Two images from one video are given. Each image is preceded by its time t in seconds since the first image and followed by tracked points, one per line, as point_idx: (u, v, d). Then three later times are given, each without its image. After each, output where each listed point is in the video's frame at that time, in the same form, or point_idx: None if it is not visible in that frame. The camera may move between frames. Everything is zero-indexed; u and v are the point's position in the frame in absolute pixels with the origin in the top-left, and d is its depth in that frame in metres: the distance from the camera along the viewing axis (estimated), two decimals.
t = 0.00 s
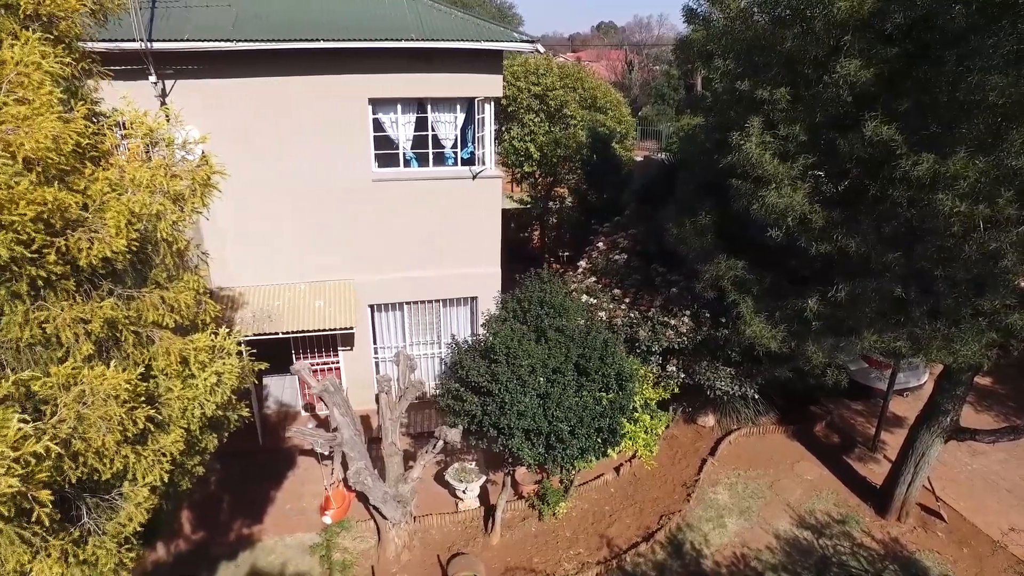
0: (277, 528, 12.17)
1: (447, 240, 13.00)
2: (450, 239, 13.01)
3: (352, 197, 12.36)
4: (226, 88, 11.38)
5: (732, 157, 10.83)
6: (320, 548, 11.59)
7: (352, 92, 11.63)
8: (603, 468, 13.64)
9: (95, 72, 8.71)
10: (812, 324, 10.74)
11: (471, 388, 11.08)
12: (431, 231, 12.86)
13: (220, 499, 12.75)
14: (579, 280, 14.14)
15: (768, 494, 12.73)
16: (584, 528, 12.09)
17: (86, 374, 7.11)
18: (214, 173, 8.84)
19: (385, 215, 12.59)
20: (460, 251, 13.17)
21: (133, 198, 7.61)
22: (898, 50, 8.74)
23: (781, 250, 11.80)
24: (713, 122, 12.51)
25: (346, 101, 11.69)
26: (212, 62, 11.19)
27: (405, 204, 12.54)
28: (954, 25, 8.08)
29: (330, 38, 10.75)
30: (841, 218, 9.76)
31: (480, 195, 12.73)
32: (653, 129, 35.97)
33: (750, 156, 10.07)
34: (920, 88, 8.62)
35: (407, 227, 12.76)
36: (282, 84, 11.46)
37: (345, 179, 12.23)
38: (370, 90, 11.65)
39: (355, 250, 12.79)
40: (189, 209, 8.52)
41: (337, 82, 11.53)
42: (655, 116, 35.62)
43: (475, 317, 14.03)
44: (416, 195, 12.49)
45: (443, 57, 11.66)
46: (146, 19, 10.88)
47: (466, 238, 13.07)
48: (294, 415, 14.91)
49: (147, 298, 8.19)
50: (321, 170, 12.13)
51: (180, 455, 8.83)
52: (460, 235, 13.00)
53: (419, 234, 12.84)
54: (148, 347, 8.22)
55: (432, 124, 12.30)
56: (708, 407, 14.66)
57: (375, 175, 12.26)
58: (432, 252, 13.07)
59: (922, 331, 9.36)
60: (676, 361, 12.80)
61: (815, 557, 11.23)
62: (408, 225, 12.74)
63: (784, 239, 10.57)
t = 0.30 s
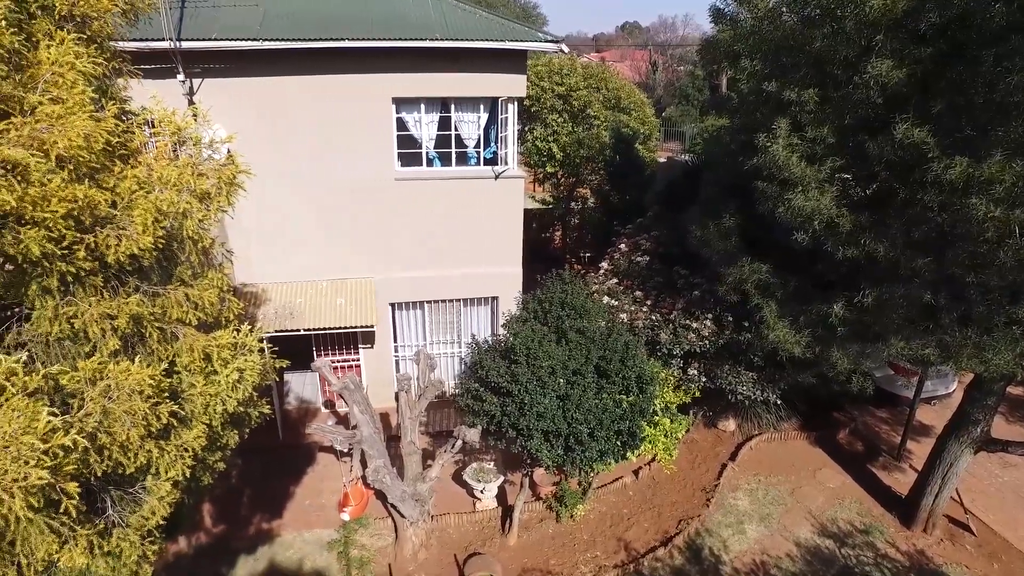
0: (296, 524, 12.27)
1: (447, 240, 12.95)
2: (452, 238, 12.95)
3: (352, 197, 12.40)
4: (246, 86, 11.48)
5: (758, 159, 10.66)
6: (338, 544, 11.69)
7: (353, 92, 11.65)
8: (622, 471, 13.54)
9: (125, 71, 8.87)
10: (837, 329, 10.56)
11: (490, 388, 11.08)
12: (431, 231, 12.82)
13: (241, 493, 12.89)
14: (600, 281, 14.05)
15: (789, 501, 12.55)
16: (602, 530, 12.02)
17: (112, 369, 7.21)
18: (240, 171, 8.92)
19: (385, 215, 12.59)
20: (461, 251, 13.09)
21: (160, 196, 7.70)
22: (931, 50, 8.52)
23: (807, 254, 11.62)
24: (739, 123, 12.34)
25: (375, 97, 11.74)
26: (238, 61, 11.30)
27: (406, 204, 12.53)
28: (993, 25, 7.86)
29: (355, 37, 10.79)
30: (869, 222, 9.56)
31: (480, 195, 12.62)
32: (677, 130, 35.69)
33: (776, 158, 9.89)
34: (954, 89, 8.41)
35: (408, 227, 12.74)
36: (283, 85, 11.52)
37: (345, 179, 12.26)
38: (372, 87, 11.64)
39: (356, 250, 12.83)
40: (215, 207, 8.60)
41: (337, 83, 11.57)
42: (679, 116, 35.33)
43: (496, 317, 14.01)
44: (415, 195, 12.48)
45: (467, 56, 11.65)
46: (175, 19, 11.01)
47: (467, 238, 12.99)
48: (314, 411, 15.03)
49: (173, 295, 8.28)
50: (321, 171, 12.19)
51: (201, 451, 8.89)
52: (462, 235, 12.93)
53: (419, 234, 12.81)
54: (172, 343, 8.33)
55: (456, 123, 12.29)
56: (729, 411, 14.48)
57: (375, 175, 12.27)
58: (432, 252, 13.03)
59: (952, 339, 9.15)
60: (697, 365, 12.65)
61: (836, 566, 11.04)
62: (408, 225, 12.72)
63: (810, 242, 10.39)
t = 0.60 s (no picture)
0: (315, 519, 12.40)
1: (451, 239, 12.91)
2: (456, 237, 12.91)
3: (355, 196, 12.46)
4: (268, 85, 11.60)
5: (784, 161, 10.49)
6: (356, 540, 11.76)
7: (359, 92, 11.70)
8: (641, 475, 13.44)
9: (155, 71, 9.00)
10: (862, 335, 10.36)
11: (510, 389, 11.06)
12: (435, 230, 12.80)
13: (261, 488, 13.04)
14: (622, 283, 13.95)
15: (811, 508, 12.35)
16: (620, 534, 11.94)
17: (138, 364, 7.32)
18: (265, 169, 8.99)
19: (387, 214, 12.62)
20: (468, 250, 13.05)
21: (186, 194, 7.79)
22: (967, 50, 8.29)
23: (833, 259, 11.42)
24: (765, 126, 12.17)
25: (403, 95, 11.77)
26: (264, 59, 11.41)
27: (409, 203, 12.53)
28: None
29: (380, 37, 10.83)
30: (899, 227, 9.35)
31: (483, 194, 12.54)
32: (702, 131, 35.38)
33: (804, 161, 9.70)
34: (991, 91, 8.17)
35: (411, 226, 12.74)
36: (292, 84, 11.62)
37: (350, 178, 12.34)
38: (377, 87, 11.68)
39: (361, 248, 12.87)
40: (240, 205, 8.68)
41: (340, 84, 11.65)
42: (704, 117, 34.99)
43: (517, 317, 13.98)
44: (418, 195, 12.47)
45: (492, 56, 11.63)
46: (204, 18, 11.17)
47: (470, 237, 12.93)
48: (334, 408, 15.14)
49: (197, 292, 8.36)
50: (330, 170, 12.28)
51: (223, 447, 8.90)
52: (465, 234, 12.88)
53: (422, 233, 12.80)
54: (196, 340, 8.43)
55: (479, 123, 12.28)
56: (750, 416, 14.29)
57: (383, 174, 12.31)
58: (436, 251, 13.00)
59: (983, 348, 8.92)
60: (719, 369, 12.49)
61: None
62: (411, 224, 12.72)
63: (836, 246, 10.19)
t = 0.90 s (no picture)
0: (333, 515, 12.46)
1: (451, 239, 12.93)
2: (457, 237, 12.92)
3: (364, 196, 12.56)
4: (292, 84, 11.74)
5: (810, 164, 10.34)
6: (374, 537, 11.84)
7: (360, 91, 11.80)
8: (659, 477, 13.35)
9: (185, 70, 9.14)
10: (888, 341, 10.17)
11: (529, 388, 11.07)
12: (435, 230, 12.84)
13: (281, 482, 13.18)
14: (643, 285, 13.87)
15: (832, 516, 12.18)
16: (637, 537, 11.88)
17: (164, 358, 7.46)
18: (290, 168, 9.06)
19: (395, 214, 12.69)
20: (479, 250, 13.07)
21: (213, 191, 7.90)
22: (1003, 51, 8.08)
23: (858, 263, 11.28)
24: (791, 128, 12.03)
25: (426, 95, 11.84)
26: (289, 59, 11.55)
27: (409, 202, 12.59)
28: None
29: (404, 36, 10.88)
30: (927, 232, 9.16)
31: (483, 194, 12.54)
32: (726, 133, 35.08)
33: (829, 163, 9.54)
34: None
35: (411, 226, 12.80)
36: (309, 82, 11.73)
37: (352, 178, 12.45)
38: (377, 87, 11.76)
39: (365, 248, 12.97)
40: (265, 202, 8.76)
41: (354, 84, 11.75)
42: (728, 120, 34.66)
43: (537, 318, 13.97)
44: (418, 195, 12.53)
45: (515, 56, 11.64)
46: (231, 17, 11.33)
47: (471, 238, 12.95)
48: (354, 405, 15.25)
49: (222, 287, 8.47)
50: (342, 169, 12.38)
51: (246, 441, 8.98)
52: (469, 235, 12.90)
53: (423, 232, 12.85)
54: (220, 335, 8.54)
55: (502, 123, 12.30)
56: (771, 421, 14.14)
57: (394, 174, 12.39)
58: (438, 250, 13.03)
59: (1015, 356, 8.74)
60: (740, 372, 12.35)
61: None
62: (411, 224, 12.78)
63: (862, 251, 10.00)
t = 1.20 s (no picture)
0: (353, 510, 12.58)
1: (449, 239, 12.99)
2: (455, 237, 12.98)
3: (376, 195, 12.67)
4: (319, 83, 11.88)
5: (836, 166, 10.21)
6: (392, 532, 11.93)
7: (374, 92, 11.91)
8: (677, 480, 13.28)
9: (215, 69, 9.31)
10: (914, 347, 9.98)
11: (549, 388, 11.09)
12: (434, 229, 12.91)
13: (302, 477, 13.34)
14: (665, 286, 13.80)
15: (854, 523, 12.01)
16: (654, 539, 11.83)
17: (191, 351, 7.57)
18: (316, 165, 9.10)
19: (407, 213, 12.79)
20: (491, 250, 13.10)
21: (241, 187, 7.99)
22: None
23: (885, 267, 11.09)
24: (818, 129, 11.89)
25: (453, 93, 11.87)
26: (315, 58, 11.69)
27: (407, 202, 12.69)
28: None
29: (428, 36, 10.94)
30: (957, 237, 8.97)
31: (481, 195, 12.59)
32: (751, 135, 34.72)
33: (856, 166, 9.42)
34: None
35: (418, 225, 12.88)
36: (335, 82, 11.86)
37: (364, 178, 12.57)
38: (376, 86, 11.87)
39: (367, 246, 13.08)
40: (292, 198, 8.83)
41: (371, 84, 11.85)
42: (753, 121, 34.28)
43: (558, 318, 13.96)
44: (421, 194, 12.62)
45: (539, 55, 11.65)
46: (260, 17, 11.48)
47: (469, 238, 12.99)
48: (374, 401, 15.37)
49: (248, 282, 8.57)
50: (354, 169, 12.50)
51: (268, 434, 9.06)
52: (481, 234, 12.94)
53: (421, 232, 12.93)
54: (246, 329, 8.64)
55: (525, 123, 12.31)
56: (792, 426, 13.99)
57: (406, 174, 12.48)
58: (437, 250, 13.09)
59: None
60: (762, 376, 12.21)
61: None
62: (409, 224, 12.88)
63: (889, 255, 9.82)
